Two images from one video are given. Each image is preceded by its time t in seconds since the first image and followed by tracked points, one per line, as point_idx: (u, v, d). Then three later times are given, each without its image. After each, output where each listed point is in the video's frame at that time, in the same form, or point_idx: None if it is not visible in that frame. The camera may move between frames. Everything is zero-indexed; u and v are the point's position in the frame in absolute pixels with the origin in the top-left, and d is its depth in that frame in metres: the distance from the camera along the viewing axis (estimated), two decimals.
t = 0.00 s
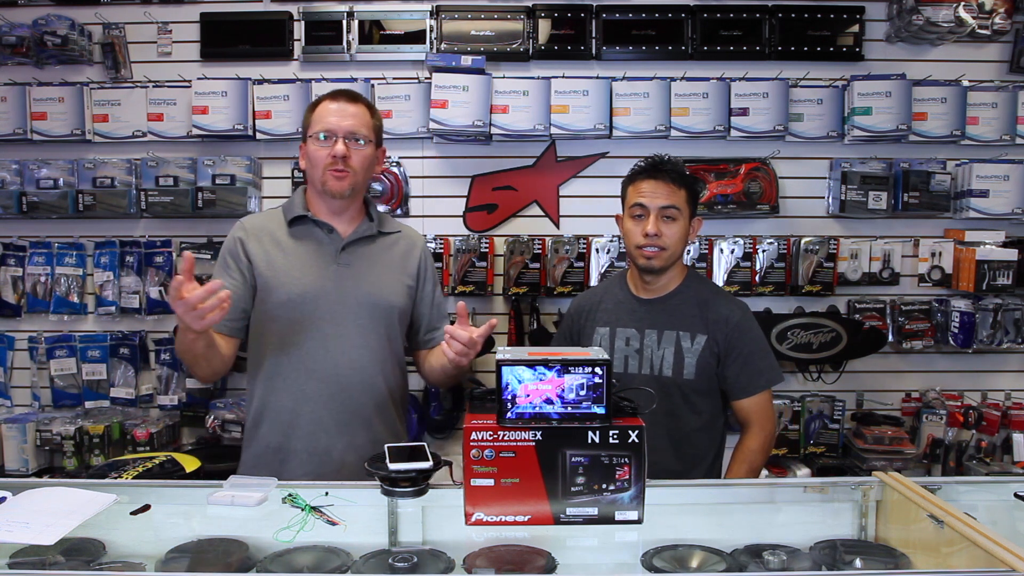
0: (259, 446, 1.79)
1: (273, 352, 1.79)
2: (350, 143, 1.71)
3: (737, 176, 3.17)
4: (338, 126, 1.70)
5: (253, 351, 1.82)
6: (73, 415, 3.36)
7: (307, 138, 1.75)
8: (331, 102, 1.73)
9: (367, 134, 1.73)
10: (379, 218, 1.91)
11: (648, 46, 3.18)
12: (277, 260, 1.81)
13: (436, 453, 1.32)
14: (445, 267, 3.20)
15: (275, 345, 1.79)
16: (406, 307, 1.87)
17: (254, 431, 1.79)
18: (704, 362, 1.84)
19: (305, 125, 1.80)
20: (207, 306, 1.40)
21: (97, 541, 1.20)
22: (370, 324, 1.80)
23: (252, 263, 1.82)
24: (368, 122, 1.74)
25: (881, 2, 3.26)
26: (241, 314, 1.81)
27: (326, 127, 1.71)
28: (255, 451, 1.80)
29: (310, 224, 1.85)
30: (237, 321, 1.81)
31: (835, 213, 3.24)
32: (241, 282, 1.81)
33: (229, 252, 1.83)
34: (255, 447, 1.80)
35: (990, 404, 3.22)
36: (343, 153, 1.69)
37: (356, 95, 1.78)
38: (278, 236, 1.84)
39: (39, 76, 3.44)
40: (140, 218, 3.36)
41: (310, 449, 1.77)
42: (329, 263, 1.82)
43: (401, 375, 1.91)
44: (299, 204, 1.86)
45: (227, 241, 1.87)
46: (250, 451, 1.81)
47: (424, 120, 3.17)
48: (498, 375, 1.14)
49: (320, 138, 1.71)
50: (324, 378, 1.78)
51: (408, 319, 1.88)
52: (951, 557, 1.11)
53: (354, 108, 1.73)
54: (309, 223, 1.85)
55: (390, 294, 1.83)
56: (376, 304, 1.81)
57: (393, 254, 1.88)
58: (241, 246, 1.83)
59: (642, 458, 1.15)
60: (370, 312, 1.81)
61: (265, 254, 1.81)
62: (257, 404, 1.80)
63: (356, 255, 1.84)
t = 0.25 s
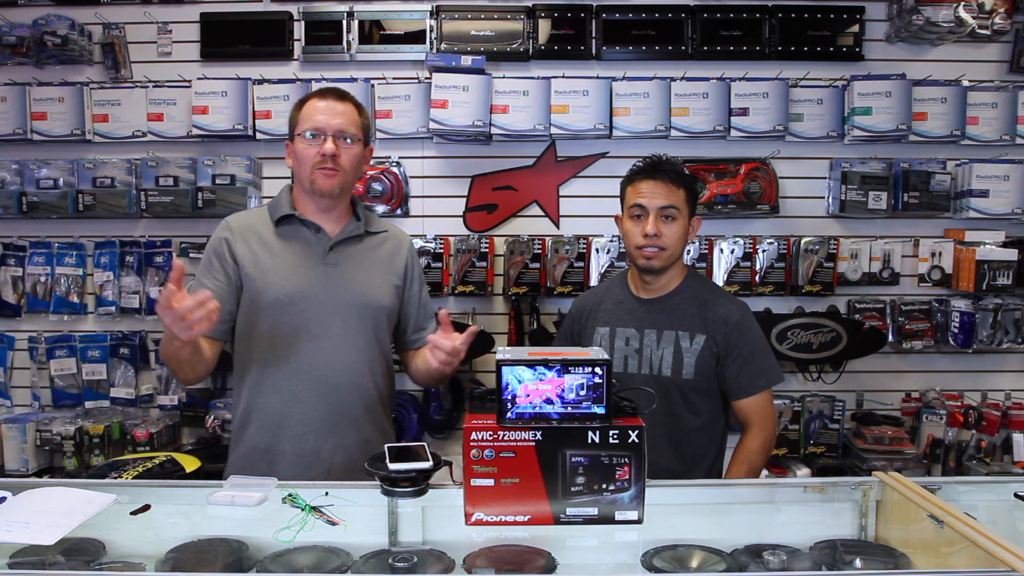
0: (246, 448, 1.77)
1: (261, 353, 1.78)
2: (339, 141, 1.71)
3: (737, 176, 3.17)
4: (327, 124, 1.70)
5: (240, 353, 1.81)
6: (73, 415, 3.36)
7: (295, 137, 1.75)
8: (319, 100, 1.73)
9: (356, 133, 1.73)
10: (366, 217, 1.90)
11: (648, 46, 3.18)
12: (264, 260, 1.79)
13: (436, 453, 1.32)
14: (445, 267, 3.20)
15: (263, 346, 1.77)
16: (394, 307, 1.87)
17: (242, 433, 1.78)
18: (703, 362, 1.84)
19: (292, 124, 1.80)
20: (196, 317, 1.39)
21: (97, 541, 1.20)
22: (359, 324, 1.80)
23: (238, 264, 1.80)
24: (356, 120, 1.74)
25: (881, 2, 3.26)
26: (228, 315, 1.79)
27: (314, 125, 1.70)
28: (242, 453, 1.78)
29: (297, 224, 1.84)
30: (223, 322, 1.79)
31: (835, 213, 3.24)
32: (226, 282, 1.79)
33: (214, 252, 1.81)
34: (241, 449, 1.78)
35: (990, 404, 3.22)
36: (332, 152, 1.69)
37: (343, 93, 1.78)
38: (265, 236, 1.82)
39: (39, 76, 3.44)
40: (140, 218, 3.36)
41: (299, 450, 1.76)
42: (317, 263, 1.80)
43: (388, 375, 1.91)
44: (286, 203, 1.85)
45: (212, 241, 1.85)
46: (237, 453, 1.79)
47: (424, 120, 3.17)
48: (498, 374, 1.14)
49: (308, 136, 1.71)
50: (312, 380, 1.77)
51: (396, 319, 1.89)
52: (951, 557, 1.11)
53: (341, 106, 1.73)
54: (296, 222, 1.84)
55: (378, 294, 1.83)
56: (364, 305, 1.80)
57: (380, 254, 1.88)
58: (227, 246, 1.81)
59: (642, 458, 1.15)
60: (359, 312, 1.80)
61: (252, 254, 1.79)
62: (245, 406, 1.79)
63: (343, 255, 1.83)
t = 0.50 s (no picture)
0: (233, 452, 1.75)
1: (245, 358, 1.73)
2: (328, 142, 1.70)
3: (737, 176, 3.17)
4: (315, 126, 1.69)
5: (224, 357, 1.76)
6: (73, 415, 3.36)
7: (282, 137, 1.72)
8: (306, 100, 1.71)
9: (344, 134, 1.72)
10: (352, 219, 1.86)
11: (648, 46, 3.18)
12: (250, 263, 1.74)
13: (436, 453, 1.32)
14: (444, 267, 3.20)
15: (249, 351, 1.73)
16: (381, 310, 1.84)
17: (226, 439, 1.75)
18: (702, 362, 1.84)
19: (278, 124, 1.76)
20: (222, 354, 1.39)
21: (97, 541, 1.20)
22: (348, 328, 1.77)
23: (222, 267, 1.73)
24: (343, 121, 1.74)
25: (881, 2, 3.26)
26: (212, 320, 1.74)
27: (303, 126, 1.69)
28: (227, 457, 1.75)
29: (283, 225, 1.79)
30: (207, 327, 1.74)
31: (835, 213, 3.24)
32: (210, 286, 1.73)
33: (197, 253, 1.75)
34: (227, 453, 1.76)
35: (990, 404, 3.22)
36: (321, 153, 1.68)
37: (329, 94, 1.77)
38: (250, 238, 1.77)
39: (39, 76, 3.44)
40: (140, 218, 3.36)
41: (288, 453, 1.74)
42: (304, 266, 1.76)
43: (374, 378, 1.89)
44: (271, 204, 1.80)
45: (193, 241, 1.78)
46: (222, 457, 1.76)
47: (424, 120, 3.17)
48: (498, 375, 1.15)
49: (296, 137, 1.69)
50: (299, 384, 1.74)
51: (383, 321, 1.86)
52: (951, 557, 1.11)
53: (330, 107, 1.72)
54: (282, 224, 1.79)
55: (366, 297, 1.79)
56: (352, 308, 1.77)
57: (367, 255, 1.84)
58: (209, 248, 1.75)
59: (642, 458, 1.15)
60: (348, 316, 1.76)
61: (236, 256, 1.74)
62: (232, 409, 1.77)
63: (331, 258, 1.78)
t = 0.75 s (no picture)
0: (221, 456, 1.72)
1: (232, 363, 1.71)
2: (317, 144, 1.67)
3: (737, 176, 3.17)
4: (304, 127, 1.67)
5: (210, 362, 1.74)
6: (73, 415, 3.36)
7: (269, 138, 1.69)
8: (294, 100, 1.68)
9: (332, 136, 1.70)
10: (338, 221, 1.84)
11: (648, 46, 3.18)
12: (236, 268, 1.71)
13: (436, 453, 1.32)
14: (444, 267, 3.19)
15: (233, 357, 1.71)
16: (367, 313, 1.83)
17: (212, 444, 1.73)
18: (702, 362, 1.84)
19: (263, 123, 1.73)
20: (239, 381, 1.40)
21: (96, 541, 1.20)
22: (335, 332, 1.76)
23: (207, 270, 1.71)
24: (332, 122, 1.71)
25: (881, 2, 3.26)
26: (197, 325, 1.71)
27: (290, 128, 1.66)
28: (214, 460, 1.74)
29: (269, 228, 1.77)
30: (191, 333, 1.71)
31: (835, 213, 3.24)
32: (195, 291, 1.70)
33: (180, 257, 1.71)
34: (214, 456, 1.73)
35: (990, 404, 3.22)
36: (309, 156, 1.66)
37: (318, 94, 1.74)
38: (236, 241, 1.74)
39: (39, 76, 3.44)
40: (140, 217, 3.36)
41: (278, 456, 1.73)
42: (290, 271, 1.74)
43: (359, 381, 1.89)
44: (256, 205, 1.77)
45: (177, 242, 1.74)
46: (209, 460, 1.74)
47: (424, 120, 3.17)
48: (498, 374, 1.15)
49: (284, 138, 1.66)
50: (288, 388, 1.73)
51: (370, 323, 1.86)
52: (951, 557, 1.12)
53: (317, 108, 1.69)
54: (268, 226, 1.77)
55: (352, 302, 1.78)
56: (340, 312, 1.75)
57: (354, 257, 1.83)
58: (194, 252, 1.71)
59: (642, 458, 1.15)
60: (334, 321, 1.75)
61: (222, 261, 1.71)
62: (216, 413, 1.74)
63: (317, 261, 1.77)
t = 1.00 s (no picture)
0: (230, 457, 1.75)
1: (234, 370, 1.72)
2: (310, 148, 1.67)
3: (737, 176, 3.17)
4: (295, 132, 1.65)
5: (212, 369, 1.74)
6: (73, 415, 3.36)
7: (260, 142, 1.68)
8: (282, 103, 1.67)
9: (325, 139, 1.69)
10: (333, 220, 1.84)
11: (647, 46, 3.18)
12: (236, 274, 1.71)
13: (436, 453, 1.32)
14: (444, 267, 3.19)
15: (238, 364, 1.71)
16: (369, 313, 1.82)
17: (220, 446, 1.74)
18: (702, 362, 1.84)
19: (252, 126, 1.71)
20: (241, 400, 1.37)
21: (96, 541, 1.20)
22: (338, 333, 1.75)
23: (206, 279, 1.70)
24: (324, 125, 1.70)
25: (881, 2, 3.26)
26: (198, 333, 1.71)
27: (281, 133, 1.65)
28: (222, 462, 1.75)
29: (266, 232, 1.76)
30: (194, 342, 1.71)
31: (835, 213, 3.24)
32: (195, 300, 1.70)
33: (177, 265, 1.71)
34: (221, 458, 1.75)
35: (990, 404, 3.22)
36: (304, 162, 1.65)
37: (308, 94, 1.72)
38: (233, 248, 1.73)
39: (39, 76, 3.44)
40: (140, 217, 3.36)
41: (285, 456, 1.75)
42: (290, 274, 1.73)
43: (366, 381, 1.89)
44: (252, 210, 1.76)
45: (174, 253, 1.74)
46: (217, 464, 1.76)
47: (424, 120, 3.17)
48: (498, 374, 1.15)
49: (276, 143, 1.66)
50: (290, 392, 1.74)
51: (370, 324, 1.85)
52: (951, 557, 1.12)
53: (308, 110, 1.68)
54: (265, 231, 1.76)
55: (353, 302, 1.77)
56: (338, 315, 1.75)
57: (352, 258, 1.82)
58: (191, 260, 1.71)
59: (642, 458, 1.15)
60: (337, 323, 1.75)
61: (220, 268, 1.71)
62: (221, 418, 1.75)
63: (317, 263, 1.76)
